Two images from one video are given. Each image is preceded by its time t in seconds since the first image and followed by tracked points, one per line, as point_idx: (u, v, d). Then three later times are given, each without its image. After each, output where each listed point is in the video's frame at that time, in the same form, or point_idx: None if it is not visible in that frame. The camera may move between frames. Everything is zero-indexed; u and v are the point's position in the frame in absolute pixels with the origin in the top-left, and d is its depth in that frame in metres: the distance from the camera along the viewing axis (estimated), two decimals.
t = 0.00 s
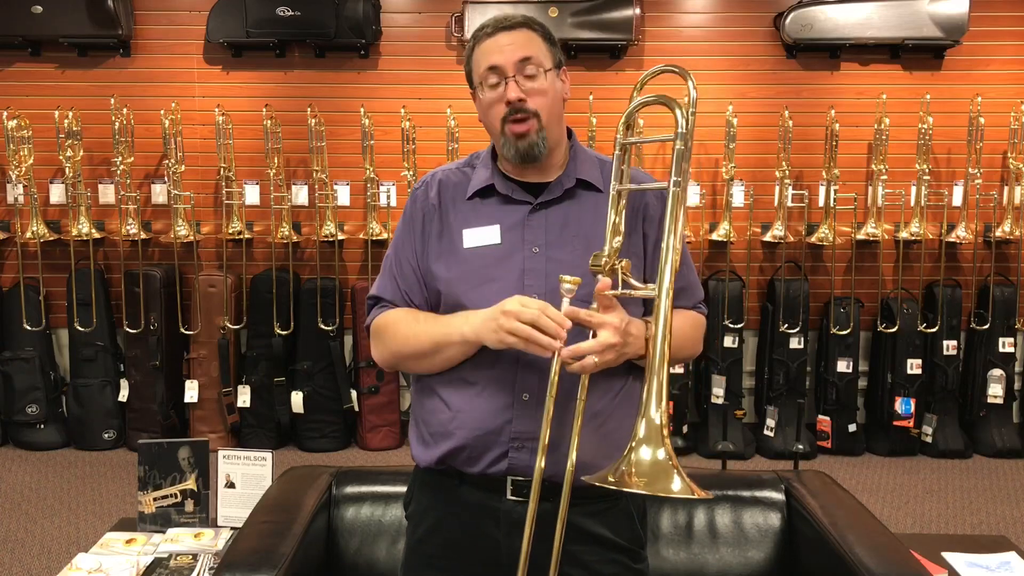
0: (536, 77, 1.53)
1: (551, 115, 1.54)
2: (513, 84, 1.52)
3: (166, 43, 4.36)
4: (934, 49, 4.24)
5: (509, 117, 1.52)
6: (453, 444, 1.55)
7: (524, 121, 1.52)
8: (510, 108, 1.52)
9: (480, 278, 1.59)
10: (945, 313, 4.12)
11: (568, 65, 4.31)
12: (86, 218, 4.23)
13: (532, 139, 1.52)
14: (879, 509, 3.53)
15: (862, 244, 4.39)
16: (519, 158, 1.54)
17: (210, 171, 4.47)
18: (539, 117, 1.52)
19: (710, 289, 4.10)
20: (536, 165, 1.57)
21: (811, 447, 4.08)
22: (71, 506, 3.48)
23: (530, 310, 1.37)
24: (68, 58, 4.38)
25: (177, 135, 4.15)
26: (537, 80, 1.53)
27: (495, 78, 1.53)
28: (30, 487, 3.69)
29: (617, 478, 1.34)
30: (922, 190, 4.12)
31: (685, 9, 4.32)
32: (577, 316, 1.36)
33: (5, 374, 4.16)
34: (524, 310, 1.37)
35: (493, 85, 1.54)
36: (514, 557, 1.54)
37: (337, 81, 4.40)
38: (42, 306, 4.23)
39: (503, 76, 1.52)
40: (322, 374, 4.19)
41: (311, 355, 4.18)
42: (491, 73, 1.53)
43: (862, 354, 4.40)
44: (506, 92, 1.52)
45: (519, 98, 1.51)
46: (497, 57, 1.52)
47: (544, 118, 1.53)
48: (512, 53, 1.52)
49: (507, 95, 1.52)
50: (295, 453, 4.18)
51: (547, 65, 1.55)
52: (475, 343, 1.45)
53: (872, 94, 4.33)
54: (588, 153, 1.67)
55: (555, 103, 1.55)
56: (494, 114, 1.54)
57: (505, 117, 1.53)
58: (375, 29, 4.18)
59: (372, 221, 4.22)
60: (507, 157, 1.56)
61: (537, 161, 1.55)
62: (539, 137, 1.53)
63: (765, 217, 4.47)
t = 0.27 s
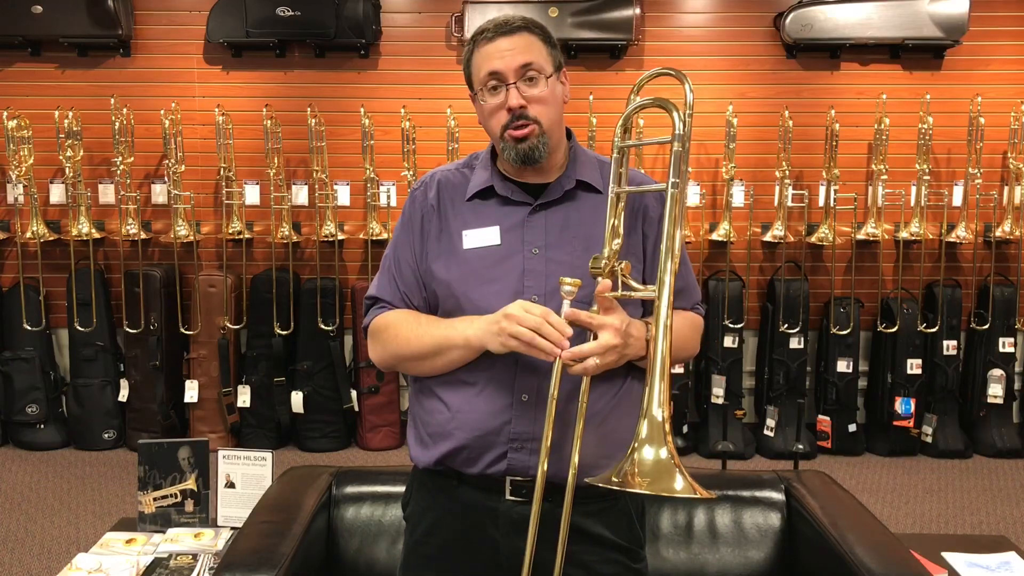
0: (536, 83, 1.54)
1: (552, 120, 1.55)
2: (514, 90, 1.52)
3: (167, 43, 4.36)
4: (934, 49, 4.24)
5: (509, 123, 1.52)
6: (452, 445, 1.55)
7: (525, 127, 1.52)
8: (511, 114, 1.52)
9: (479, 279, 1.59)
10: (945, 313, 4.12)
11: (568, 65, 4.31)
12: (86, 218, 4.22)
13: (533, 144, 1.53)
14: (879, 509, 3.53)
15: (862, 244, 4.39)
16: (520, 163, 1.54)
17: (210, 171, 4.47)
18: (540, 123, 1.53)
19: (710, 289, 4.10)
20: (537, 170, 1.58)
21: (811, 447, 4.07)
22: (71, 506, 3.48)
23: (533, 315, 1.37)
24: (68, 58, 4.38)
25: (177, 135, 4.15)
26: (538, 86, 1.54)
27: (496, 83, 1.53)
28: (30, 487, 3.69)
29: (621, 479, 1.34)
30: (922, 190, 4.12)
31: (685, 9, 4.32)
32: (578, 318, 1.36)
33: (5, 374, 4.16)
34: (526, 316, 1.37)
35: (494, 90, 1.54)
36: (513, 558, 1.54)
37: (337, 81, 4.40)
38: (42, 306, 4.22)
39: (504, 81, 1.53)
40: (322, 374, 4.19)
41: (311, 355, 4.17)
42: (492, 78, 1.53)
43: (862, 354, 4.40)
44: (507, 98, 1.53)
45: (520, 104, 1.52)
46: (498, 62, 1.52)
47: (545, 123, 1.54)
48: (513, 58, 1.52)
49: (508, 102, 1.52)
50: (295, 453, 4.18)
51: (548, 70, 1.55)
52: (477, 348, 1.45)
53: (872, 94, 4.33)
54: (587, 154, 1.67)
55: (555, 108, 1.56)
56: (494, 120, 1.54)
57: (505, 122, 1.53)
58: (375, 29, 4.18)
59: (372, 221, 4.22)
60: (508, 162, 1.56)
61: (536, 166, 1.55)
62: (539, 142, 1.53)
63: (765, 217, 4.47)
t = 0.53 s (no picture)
0: (536, 81, 1.53)
1: (551, 119, 1.55)
2: (513, 88, 1.52)
3: (167, 43, 4.36)
4: (934, 49, 4.24)
5: (508, 121, 1.52)
6: (452, 445, 1.55)
7: (524, 125, 1.52)
8: (510, 112, 1.52)
9: (479, 278, 1.58)
10: (945, 313, 4.12)
11: (568, 65, 4.31)
12: (86, 218, 4.22)
13: (532, 144, 1.53)
14: (879, 509, 3.53)
15: (862, 244, 4.39)
16: (518, 165, 1.54)
17: (210, 171, 4.47)
18: (539, 122, 1.53)
19: (710, 289, 4.10)
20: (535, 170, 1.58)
21: (811, 447, 4.07)
22: (71, 506, 3.48)
23: (534, 314, 1.37)
24: (68, 58, 4.38)
25: (177, 135, 4.15)
26: (537, 84, 1.53)
27: (495, 81, 1.53)
28: (30, 487, 3.69)
29: (620, 478, 1.34)
30: (922, 190, 4.12)
31: (685, 9, 4.32)
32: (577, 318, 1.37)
33: (5, 374, 4.16)
34: (528, 314, 1.37)
35: (493, 87, 1.54)
36: (513, 558, 1.54)
37: (337, 81, 4.40)
38: (42, 306, 4.23)
39: (504, 79, 1.53)
40: (322, 374, 4.19)
41: (311, 355, 4.17)
42: (491, 76, 1.53)
43: (862, 354, 4.40)
44: (506, 95, 1.53)
45: (519, 102, 1.52)
46: (498, 60, 1.52)
47: (544, 122, 1.54)
48: (513, 56, 1.52)
49: (507, 99, 1.52)
50: (295, 453, 4.18)
51: (547, 69, 1.55)
52: (477, 348, 1.45)
53: (872, 94, 4.33)
54: (586, 155, 1.67)
55: (554, 107, 1.56)
56: (492, 117, 1.54)
57: (504, 120, 1.53)
58: (375, 29, 4.18)
59: (372, 221, 4.22)
60: (506, 161, 1.56)
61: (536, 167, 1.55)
62: (538, 142, 1.53)
63: (765, 217, 4.46)
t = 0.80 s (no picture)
0: (535, 81, 1.53)
1: (551, 119, 1.55)
2: (513, 88, 1.52)
3: (167, 43, 4.36)
4: (934, 49, 4.24)
5: (508, 121, 1.52)
6: (451, 444, 1.55)
7: (523, 124, 1.52)
8: (509, 112, 1.52)
9: (479, 279, 1.59)
10: (945, 313, 4.12)
11: (568, 65, 4.31)
12: (86, 218, 4.22)
13: (530, 142, 1.52)
14: (879, 509, 3.53)
15: (862, 244, 4.39)
16: (517, 162, 1.54)
17: (210, 171, 4.47)
18: (538, 121, 1.53)
19: (710, 289, 4.10)
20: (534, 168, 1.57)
21: (811, 447, 4.07)
22: (71, 506, 3.48)
23: (532, 311, 1.37)
24: (68, 58, 4.38)
25: (177, 135, 4.15)
26: (536, 85, 1.53)
27: (494, 82, 1.53)
28: (30, 487, 3.69)
29: (621, 474, 1.35)
30: (922, 190, 4.12)
31: (685, 9, 4.32)
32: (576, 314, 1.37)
33: (5, 374, 4.16)
34: (526, 311, 1.37)
35: (492, 89, 1.54)
36: (512, 557, 1.54)
37: (337, 81, 4.40)
38: (42, 306, 4.23)
39: (503, 80, 1.53)
40: (322, 374, 4.19)
41: (311, 355, 4.17)
42: (490, 77, 1.53)
43: (862, 354, 4.40)
44: (506, 96, 1.53)
45: (518, 102, 1.52)
46: (497, 61, 1.52)
47: (543, 121, 1.53)
48: (512, 57, 1.52)
49: (506, 100, 1.52)
50: (295, 453, 4.18)
51: (546, 69, 1.55)
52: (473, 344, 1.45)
53: (872, 94, 4.33)
54: (585, 155, 1.67)
55: (553, 108, 1.56)
56: (491, 117, 1.55)
57: (503, 120, 1.53)
58: (375, 29, 4.18)
59: (372, 221, 4.22)
60: (506, 160, 1.56)
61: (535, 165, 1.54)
62: (537, 140, 1.53)
63: (765, 217, 4.46)
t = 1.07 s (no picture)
0: (534, 80, 1.53)
1: (550, 118, 1.55)
2: (511, 88, 1.52)
3: (167, 43, 4.36)
4: (934, 49, 4.24)
5: (506, 120, 1.52)
6: (450, 443, 1.55)
7: (521, 124, 1.52)
8: (508, 112, 1.52)
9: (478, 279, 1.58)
10: (945, 313, 4.12)
11: (568, 64, 4.31)
12: (86, 218, 4.22)
13: (528, 142, 1.52)
14: (879, 509, 3.53)
15: (862, 244, 4.39)
16: (516, 162, 1.53)
17: (210, 171, 4.47)
18: (536, 121, 1.52)
19: (711, 289, 4.10)
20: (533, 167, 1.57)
21: (811, 447, 4.07)
22: (71, 506, 3.48)
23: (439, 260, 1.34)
24: (68, 58, 4.38)
25: (177, 135, 4.15)
26: (534, 84, 1.53)
27: (493, 81, 1.53)
28: (30, 487, 3.69)
29: (639, 455, 1.32)
30: (922, 190, 4.12)
31: (685, 9, 4.32)
32: (590, 300, 1.34)
33: (5, 374, 4.16)
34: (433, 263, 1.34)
35: (491, 88, 1.54)
36: (511, 557, 1.54)
37: (337, 81, 4.40)
38: (42, 306, 4.23)
39: (501, 79, 1.53)
40: (322, 374, 4.19)
41: (311, 355, 4.17)
42: (489, 77, 1.53)
43: (862, 354, 4.40)
44: (504, 96, 1.53)
45: (516, 101, 1.52)
46: (495, 61, 1.52)
47: (542, 120, 1.53)
48: (510, 57, 1.52)
49: (504, 99, 1.52)
50: (295, 453, 4.18)
51: (545, 69, 1.55)
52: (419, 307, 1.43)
53: (872, 94, 4.34)
54: (587, 155, 1.67)
55: (552, 107, 1.55)
56: (490, 118, 1.54)
57: (502, 120, 1.53)
58: (375, 29, 4.18)
59: (372, 221, 4.22)
60: (505, 160, 1.55)
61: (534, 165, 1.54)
62: (536, 140, 1.52)
63: (765, 217, 4.46)
